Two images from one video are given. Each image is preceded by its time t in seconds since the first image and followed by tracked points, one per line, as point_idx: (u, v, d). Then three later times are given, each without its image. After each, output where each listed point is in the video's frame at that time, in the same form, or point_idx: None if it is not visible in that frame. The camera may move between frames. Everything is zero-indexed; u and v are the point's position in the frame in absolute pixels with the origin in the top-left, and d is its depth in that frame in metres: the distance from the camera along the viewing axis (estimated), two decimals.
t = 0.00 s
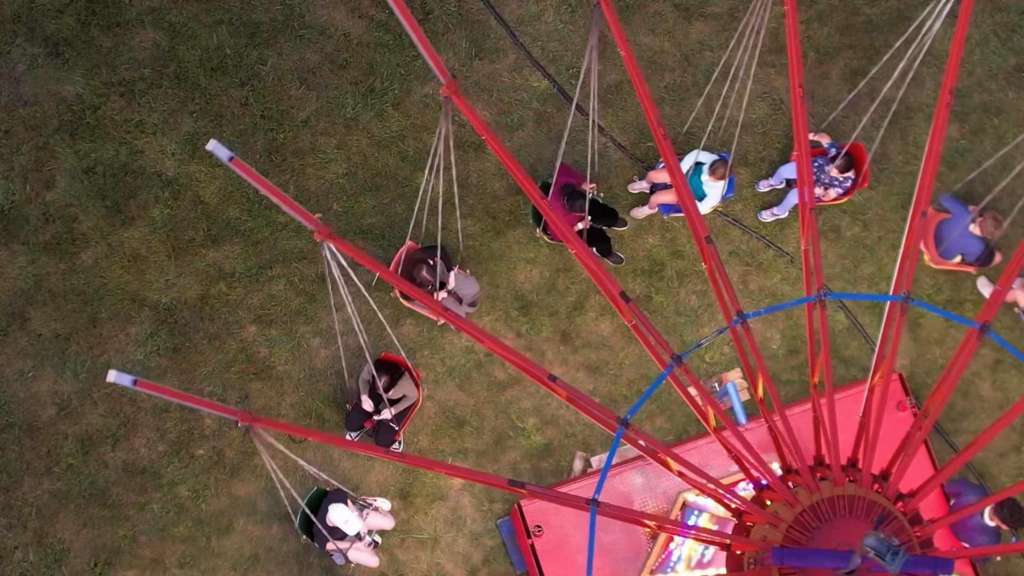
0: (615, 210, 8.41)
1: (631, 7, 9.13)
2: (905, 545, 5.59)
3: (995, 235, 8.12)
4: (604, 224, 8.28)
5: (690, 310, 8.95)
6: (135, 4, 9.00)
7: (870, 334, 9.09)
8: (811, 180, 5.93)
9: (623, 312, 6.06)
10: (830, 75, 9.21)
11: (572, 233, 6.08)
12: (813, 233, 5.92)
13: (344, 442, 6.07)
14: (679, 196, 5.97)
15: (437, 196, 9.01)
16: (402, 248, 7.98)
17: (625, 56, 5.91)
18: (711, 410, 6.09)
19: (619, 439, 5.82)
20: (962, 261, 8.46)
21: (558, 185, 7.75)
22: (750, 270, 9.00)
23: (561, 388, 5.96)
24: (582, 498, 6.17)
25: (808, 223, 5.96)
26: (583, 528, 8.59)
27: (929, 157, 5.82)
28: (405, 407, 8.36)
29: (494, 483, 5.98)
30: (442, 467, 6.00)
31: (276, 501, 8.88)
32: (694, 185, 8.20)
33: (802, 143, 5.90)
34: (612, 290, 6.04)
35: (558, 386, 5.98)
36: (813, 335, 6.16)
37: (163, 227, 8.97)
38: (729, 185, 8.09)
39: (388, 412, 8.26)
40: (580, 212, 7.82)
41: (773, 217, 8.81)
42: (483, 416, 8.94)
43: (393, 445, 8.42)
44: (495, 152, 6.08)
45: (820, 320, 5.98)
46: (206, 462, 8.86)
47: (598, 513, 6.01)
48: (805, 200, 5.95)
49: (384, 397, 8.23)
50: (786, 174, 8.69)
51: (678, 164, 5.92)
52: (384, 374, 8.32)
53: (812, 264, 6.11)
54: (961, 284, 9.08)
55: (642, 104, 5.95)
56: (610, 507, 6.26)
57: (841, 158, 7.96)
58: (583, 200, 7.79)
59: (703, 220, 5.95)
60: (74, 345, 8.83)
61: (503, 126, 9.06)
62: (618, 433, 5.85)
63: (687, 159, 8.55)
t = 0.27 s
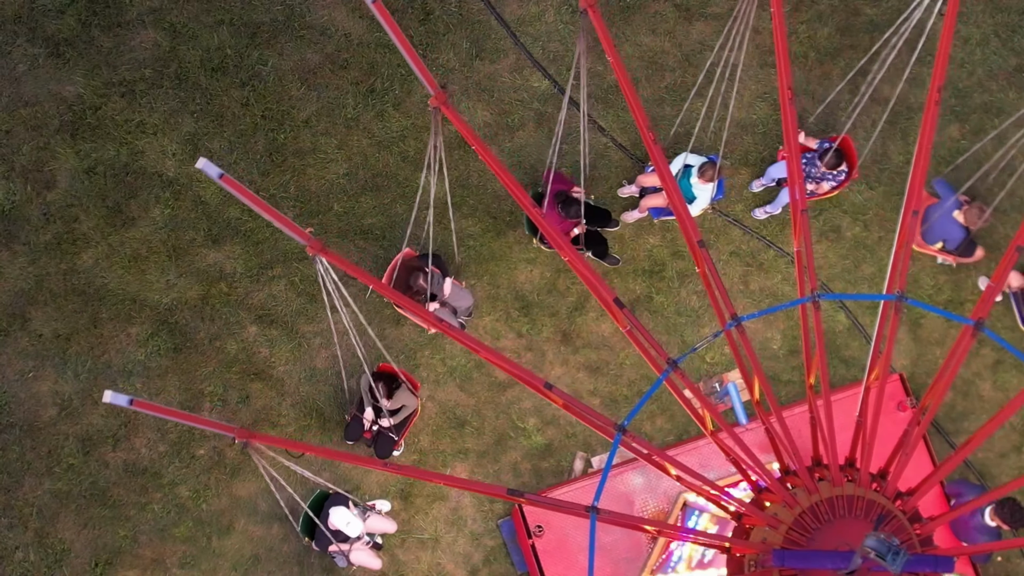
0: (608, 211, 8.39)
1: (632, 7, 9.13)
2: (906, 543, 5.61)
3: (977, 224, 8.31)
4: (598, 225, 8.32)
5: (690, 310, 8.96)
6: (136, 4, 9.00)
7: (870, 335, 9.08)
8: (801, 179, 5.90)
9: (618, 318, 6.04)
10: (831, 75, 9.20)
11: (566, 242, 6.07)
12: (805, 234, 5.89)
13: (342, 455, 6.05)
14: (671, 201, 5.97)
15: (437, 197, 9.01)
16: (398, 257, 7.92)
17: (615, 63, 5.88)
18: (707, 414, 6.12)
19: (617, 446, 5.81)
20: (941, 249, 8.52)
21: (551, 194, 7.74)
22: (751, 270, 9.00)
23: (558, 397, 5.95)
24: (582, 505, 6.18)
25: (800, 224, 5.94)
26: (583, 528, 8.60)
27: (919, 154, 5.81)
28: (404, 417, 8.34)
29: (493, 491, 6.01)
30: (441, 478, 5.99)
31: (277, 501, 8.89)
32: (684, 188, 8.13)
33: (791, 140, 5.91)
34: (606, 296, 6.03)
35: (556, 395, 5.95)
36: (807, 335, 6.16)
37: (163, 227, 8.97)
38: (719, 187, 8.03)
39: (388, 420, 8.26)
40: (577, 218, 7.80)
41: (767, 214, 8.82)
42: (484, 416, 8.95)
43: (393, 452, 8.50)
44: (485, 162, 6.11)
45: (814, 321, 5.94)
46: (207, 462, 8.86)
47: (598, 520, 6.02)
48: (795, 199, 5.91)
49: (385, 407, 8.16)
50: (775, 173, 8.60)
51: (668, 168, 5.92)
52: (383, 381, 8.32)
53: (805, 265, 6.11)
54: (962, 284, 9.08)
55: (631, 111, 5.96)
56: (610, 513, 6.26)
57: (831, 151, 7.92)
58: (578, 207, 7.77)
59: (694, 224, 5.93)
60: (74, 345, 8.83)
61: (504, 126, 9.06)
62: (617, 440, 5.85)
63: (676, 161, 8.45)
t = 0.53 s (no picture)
0: (602, 213, 8.53)
1: (632, 7, 9.12)
2: (905, 542, 5.63)
3: (959, 215, 8.06)
4: (592, 228, 8.39)
5: (691, 310, 8.97)
6: (136, 5, 9.01)
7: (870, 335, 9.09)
8: (793, 178, 5.94)
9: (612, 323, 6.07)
10: (832, 75, 9.20)
11: (559, 248, 6.06)
12: (798, 236, 5.93)
13: (338, 468, 6.18)
14: (662, 206, 6.02)
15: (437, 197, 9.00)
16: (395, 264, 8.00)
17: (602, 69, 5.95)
18: (703, 417, 6.12)
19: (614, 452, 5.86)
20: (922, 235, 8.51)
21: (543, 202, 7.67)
22: (751, 271, 9.01)
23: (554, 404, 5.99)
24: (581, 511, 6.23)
25: (791, 226, 5.97)
26: (583, 529, 8.60)
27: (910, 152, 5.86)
28: (400, 423, 8.24)
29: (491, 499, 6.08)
30: (440, 487, 6.04)
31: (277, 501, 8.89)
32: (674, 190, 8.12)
33: (781, 141, 5.94)
34: (600, 302, 6.05)
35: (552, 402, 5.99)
36: (803, 336, 6.18)
37: (164, 227, 8.98)
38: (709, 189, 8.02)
39: (385, 427, 8.18)
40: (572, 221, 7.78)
41: (761, 213, 8.86)
42: (485, 416, 8.95)
43: (394, 457, 8.56)
44: (477, 170, 6.14)
45: (808, 322, 6.00)
46: (207, 462, 8.86)
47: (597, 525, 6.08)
48: (788, 198, 5.96)
49: (383, 413, 8.10)
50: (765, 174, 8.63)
51: (658, 170, 6.00)
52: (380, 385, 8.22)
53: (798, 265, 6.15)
54: (963, 285, 9.08)
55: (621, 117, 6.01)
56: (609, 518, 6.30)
57: (820, 149, 7.84)
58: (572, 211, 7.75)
59: (687, 227, 5.96)
60: (75, 346, 8.83)
61: (504, 126, 9.07)
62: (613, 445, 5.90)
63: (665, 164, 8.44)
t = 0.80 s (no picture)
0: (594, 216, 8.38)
1: (632, 7, 9.12)
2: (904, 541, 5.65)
3: (940, 207, 8.10)
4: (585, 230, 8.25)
5: (691, 311, 8.96)
6: (136, 5, 9.01)
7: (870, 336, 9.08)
8: (783, 179, 5.96)
9: (608, 328, 6.05)
10: (832, 75, 9.19)
11: (553, 254, 6.06)
12: (791, 237, 5.95)
13: (338, 479, 6.02)
14: (655, 211, 6.00)
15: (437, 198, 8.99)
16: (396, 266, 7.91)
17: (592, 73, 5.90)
18: (700, 420, 6.13)
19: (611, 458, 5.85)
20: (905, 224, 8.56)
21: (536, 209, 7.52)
22: (751, 271, 9.01)
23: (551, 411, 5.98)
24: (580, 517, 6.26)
25: (784, 228, 6.01)
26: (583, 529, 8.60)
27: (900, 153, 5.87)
28: (400, 426, 8.23)
29: (490, 508, 6.06)
30: (439, 497, 6.01)
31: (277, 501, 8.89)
32: (665, 191, 8.12)
33: (773, 145, 5.95)
34: (595, 308, 6.02)
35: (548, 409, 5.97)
36: (797, 338, 6.19)
37: (163, 228, 8.98)
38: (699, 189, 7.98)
39: (388, 432, 8.21)
40: (566, 223, 7.67)
41: (755, 216, 8.81)
42: (485, 417, 8.95)
43: (394, 459, 8.61)
44: (469, 178, 6.09)
45: (802, 324, 6.01)
46: (207, 463, 8.86)
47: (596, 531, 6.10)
48: (778, 199, 5.98)
49: (383, 417, 8.05)
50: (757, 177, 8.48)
51: (650, 173, 5.97)
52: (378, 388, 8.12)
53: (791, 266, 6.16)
54: (963, 285, 9.07)
55: (611, 121, 5.95)
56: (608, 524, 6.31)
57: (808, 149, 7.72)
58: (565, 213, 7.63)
59: (679, 230, 5.95)
60: (75, 346, 8.83)
61: (504, 127, 9.07)
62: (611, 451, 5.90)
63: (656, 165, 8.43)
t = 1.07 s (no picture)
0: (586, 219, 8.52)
1: (631, 8, 9.13)
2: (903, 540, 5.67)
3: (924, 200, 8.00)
4: (579, 234, 8.40)
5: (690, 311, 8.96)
6: (135, 6, 9.01)
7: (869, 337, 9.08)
8: (775, 183, 5.90)
9: (602, 333, 6.03)
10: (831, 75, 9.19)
11: (545, 259, 6.03)
12: (783, 237, 5.88)
13: (336, 489, 5.93)
14: (647, 215, 5.95)
15: (436, 198, 8.99)
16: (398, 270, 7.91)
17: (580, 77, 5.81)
18: (695, 423, 6.16)
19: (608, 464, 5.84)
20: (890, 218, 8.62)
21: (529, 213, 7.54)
22: (750, 271, 9.01)
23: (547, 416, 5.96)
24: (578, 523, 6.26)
25: (776, 229, 5.93)
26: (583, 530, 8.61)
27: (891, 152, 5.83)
28: (401, 423, 8.28)
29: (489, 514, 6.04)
30: (437, 504, 5.98)
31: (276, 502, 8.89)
32: (656, 193, 8.04)
33: (764, 147, 5.90)
34: (589, 313, 6.00)
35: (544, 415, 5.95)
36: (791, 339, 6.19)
37: (162, 229, 8.98)
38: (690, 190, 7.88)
39: (391, 431, 8.21)
40: (559, 227, 7.69)
41: (746, 222, 8.86)
42: (484, 417, 8.96)
43: (394, 459, 8.44)
44: (461, 186, 6.03)
45: (796, 325, 6.01)
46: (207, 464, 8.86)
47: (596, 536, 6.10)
48: (771, 203, 5.91)
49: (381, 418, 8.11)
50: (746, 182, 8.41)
51: (639, 176, 5.88)
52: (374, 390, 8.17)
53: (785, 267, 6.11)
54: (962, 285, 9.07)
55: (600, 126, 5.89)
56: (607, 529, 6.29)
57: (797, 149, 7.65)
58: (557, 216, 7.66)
59: (671, 233, 5.91)
60: (74, 347, 8.83)
61: (503, 127, 9.08)
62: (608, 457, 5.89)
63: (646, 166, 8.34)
